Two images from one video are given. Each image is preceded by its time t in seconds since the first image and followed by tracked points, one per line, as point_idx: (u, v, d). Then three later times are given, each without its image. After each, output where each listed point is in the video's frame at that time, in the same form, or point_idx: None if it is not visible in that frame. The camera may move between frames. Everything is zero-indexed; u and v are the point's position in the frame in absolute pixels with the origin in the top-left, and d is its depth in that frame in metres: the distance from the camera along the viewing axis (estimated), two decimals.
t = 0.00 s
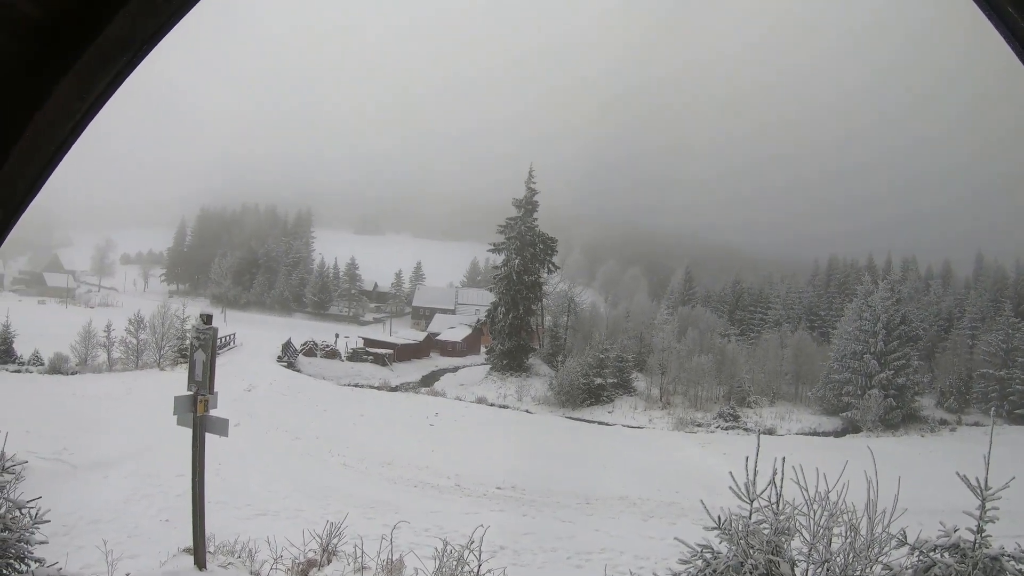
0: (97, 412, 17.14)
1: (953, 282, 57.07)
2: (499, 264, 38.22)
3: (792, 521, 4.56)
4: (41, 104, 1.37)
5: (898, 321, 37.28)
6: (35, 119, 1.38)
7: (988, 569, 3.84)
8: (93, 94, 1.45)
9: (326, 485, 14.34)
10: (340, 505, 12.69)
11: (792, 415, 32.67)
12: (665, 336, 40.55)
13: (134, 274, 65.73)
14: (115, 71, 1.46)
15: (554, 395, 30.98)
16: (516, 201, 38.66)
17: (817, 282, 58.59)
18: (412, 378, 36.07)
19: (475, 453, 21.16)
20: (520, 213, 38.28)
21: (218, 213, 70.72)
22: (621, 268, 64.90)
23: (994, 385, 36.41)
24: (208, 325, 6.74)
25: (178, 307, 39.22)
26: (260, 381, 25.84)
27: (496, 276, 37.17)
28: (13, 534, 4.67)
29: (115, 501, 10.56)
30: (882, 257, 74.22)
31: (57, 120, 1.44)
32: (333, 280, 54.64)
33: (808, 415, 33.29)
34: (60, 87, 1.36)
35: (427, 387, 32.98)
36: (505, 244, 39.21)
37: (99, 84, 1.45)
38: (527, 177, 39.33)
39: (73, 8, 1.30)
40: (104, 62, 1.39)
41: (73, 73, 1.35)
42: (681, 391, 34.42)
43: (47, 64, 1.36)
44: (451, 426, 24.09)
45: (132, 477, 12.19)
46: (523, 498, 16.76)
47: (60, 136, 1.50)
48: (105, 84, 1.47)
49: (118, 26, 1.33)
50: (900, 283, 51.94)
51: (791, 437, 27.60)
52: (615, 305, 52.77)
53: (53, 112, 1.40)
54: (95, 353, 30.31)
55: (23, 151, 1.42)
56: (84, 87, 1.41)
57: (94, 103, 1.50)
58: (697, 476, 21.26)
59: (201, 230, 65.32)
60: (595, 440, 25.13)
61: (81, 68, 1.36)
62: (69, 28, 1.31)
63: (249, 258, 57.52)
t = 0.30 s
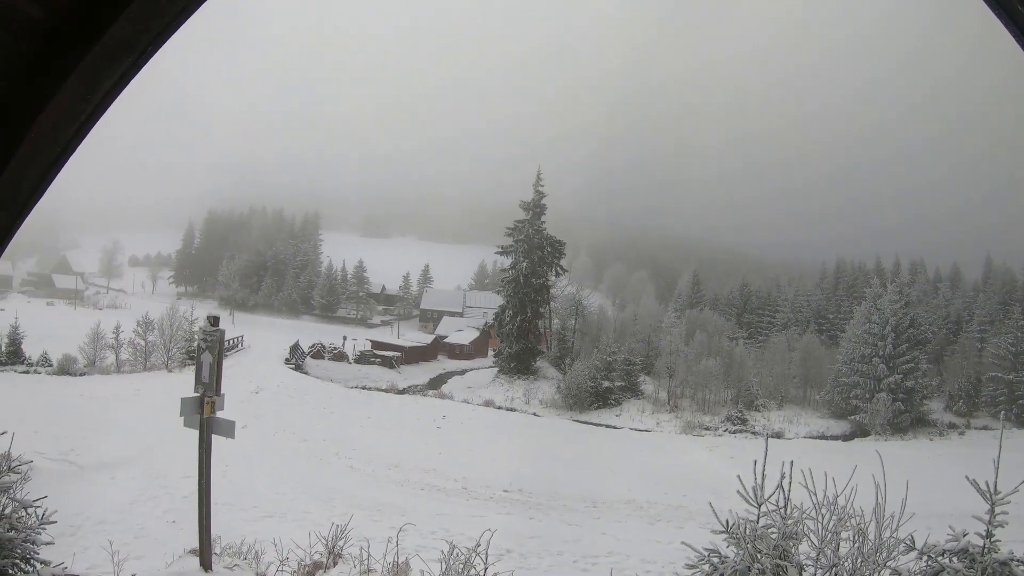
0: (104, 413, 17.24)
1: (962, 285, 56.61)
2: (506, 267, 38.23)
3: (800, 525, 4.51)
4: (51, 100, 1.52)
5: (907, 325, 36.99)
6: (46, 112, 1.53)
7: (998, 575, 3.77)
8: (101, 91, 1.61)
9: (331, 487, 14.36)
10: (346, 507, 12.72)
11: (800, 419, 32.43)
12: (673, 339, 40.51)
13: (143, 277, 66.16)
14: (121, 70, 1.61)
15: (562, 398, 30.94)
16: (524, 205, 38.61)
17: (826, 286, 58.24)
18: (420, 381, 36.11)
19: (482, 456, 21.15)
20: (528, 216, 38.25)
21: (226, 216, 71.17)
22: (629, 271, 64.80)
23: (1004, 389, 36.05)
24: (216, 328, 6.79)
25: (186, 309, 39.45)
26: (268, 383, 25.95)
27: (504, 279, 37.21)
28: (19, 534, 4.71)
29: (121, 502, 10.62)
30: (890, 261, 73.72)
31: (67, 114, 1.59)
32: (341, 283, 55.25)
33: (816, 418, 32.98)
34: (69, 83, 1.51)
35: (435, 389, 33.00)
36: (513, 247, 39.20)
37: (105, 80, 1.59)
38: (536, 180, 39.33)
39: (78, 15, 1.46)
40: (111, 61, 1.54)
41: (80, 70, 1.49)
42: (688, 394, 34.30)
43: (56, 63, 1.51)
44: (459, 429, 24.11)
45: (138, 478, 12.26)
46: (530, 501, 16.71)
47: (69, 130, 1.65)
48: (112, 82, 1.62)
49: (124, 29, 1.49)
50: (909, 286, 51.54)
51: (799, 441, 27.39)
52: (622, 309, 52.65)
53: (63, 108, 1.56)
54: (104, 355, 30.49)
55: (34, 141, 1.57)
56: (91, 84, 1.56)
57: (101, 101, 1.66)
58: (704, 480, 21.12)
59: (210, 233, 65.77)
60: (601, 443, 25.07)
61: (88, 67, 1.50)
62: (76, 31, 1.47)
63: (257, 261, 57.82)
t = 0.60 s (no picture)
0: (112, 413, 17.37)
1: (969, 284, 56.27)
2: (512, 267, 38.28)
3: (806, 526, 4.49)
4: (49, 105, 1.36)
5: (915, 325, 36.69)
6: (42, 120, 1.38)
7: None
8: (102, 92, 1.45)
9: (336, 487, 14.39)
10: (351, 507, 12.74)
11: (807, 419, 32.27)
12: (680, 339, 40.42)
13: (150, 277, 66.69)
14: (125, 68, 1.45)
15: (568, 398, 30.90)
16: (530, 205, 38.57)
17: (831, 285, 58.04)
18: (426, 381, 36.14)
19: (487, 457, 21.18)
20: (534, 216, 38.24)
21: (233, 217, 71.66)
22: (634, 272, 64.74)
23: (1011, 389, 35.74)
24: (221, 328, 6.79)
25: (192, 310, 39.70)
26: (274, 383, 26.10)
27: (510, 280, 37.26)
28: (25, 533, 4.72)
29: (127, 502, 10.66)
30: (897, 261, 73.34)
31: (67, 118, 1.43)
32: (348, 284, 56.02)
33: (823, 419, 32.85)
34: (66, 88, 1.35)
35: (442, 390, 33.05)
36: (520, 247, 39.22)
37: (109, 80, 1.44)
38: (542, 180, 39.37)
39: (79, 15, 1.29)
40: (115, 61, 1.39)
41: (80, 72, 1.33)
42: (695, 395, 34.19)
43: (52, 63, 1.34)
44: (465, 429, 24.18)
45: (144, 478, 12.33)
46: (535, 501, 16.71)
47: (68, 136, 1.51)
48: (116, 82, 1.47)
49: (127, 27, 1.33)
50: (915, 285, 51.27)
51: (806, 442, 27.22)
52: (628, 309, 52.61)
53: (60, 113, 1.40)
54: (110, 355, 30.70)
55: (32, 149, 1.41)
56: (93, 84, 1.40)
57: (103, 102, 1.50)
58: (710, 481, 21.03)
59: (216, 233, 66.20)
60: (607, 443, 25.04)
61: (90, 67, 1.35)
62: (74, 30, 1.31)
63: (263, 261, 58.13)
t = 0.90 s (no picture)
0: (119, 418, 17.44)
1: (976, 288, 55.93)
2: (518, 273, 38.34)
3: (813, 529, 4.49)
4: (58, 104, 1.38)
5: (921, 329, 36.38)
6: (52, 121, 1.40)
7: None
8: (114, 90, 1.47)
9: (341, 492, 14.39)
10: (356, 512, 12.74)
11: (814, 424, 32.03)
12: (685, 344, 40.29)
13: (157, 283, 67.06)
14: (135, 70, 1.47)
15: (574, 403, 30.83)
16: (535, 210, 38.62)
17: (837, 290, 57.78)
18: (432, 386, 36.08)
19: (493, 462, 21.15)
20: (540, 221, 38.29)
21: (239, 222, 72.07)
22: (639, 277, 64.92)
23: (1018, 393, 35.50)
24: (227, 332, 6.81)
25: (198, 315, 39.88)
26: (279, 389, 26.15)
27: (515, 285, 37.39)
28: (29, 536, 4.70)
29: (132, 506, 10.67)
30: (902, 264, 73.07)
31: (77, 117, 1.46)
32: (353, 290, 55.85)
33: (829, 423, 32.56)
34: (77, 86, 1.37)
35: (448, 396, 33.01)
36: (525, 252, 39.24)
37: (120, 81, 1.46)
38: (547, 186, 39.44)
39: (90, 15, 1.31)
40: (126, 62, 1.41)
41: (92, 72, 1.35)
42: (701, 400, 33.97)
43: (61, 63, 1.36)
44: (470, 434, 24.17)
45: (150, 483, 12.37)
46: (541, 506, 16.67)
47: (78, 136, 1.52)
48: (125, 83, 1.49)
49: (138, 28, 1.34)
50: (920, 289, 51.02)
51: (814, 446, 26.99)
52: (633, 315, 52.50)
53: (70, 112, 1.42)
54: (115, 360, 30.79)
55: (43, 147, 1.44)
56: (105, 85, 1.42)
57: (112, 101, 1.52)
58: (716, 486, 20.91)
59: (222, 239, 66.64)
60: (612, 448, 24.96)
61: (101, 68, 1.37)
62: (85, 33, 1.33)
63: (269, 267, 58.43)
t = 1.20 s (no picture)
0: (147, 437, 17.63)
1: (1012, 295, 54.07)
2: (545, 290, 38.49)
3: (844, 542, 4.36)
4: (93, 133, 1.49)
5: (952, 337, 35.25)
6: (82, 150, 1.50)
7: None
8: (141, 122, 1.58)
9: (369, 509, 14.52)
10: (384, 529, 12.78)
11: (844, 437, 31.06)
12: (714, 359, 39.58)
13: (186, 303, 68.47)
14: (160, 100, 1.56)
15: (601, 420, 30.51)
16: (560, 226, 38.81)
17: (866, 300, 56.41)
18: (460, 405, 35.86)
19: (520, 479, 20.96)
20: (565, 238, 38.37)
21: (265, 243, 73.48)
22: (666, 293, 64.50)
23: None
24: (257, 351, 6.96)
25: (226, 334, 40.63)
26: (307, 408, 26.37)
27: (542, 302, 37.61)
28: (60, 552, 5.00)
29: (162, 524, 10.83)
30: (932, 271, 71.36)
31: (107, 146, 1.55)
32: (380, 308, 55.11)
33: (861, 437, 31.47)
34: (107, 116, 1.48)
35: (475, 414, 32.90)
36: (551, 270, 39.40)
37: (147, 110, 1.55)
38: (572, 202, 39.59)
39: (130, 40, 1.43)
40: (152, 92, 1.50)
41: (119, 102, 1.45)
42: (730, 415, 33.14)
43: (94, 96, 1.49)
44: (498, 451, 24.04)
45: (179, 501, 12.51)
46: (569, 524, 16.46)
47: (109, 160, 1.61)
48: (151, 115, 1.60)
49: (161, 62, 1.44)
50: (952, 296, 49.51)
51: (846, 460, 26.07)
52: (661, 330, 51.78)
53: (103, 139, 1.52)
54: (145, 379, 31.37)
55: (76, 174, 1.55)
56: (133, 113, 1.52)
57: (141, 132, 1.63)
58: (746, 503, 20.37)
59: (250, 259, 68.10)
60: (638, 463, 24.49)
61: (132, 98, 1.47)
62: (122, 68, 1.44)
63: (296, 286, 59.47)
